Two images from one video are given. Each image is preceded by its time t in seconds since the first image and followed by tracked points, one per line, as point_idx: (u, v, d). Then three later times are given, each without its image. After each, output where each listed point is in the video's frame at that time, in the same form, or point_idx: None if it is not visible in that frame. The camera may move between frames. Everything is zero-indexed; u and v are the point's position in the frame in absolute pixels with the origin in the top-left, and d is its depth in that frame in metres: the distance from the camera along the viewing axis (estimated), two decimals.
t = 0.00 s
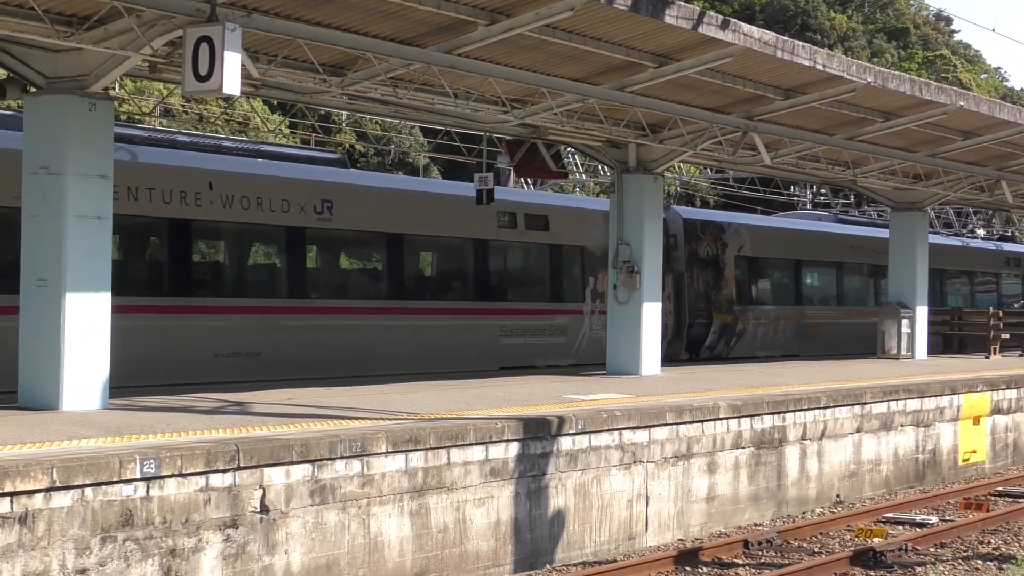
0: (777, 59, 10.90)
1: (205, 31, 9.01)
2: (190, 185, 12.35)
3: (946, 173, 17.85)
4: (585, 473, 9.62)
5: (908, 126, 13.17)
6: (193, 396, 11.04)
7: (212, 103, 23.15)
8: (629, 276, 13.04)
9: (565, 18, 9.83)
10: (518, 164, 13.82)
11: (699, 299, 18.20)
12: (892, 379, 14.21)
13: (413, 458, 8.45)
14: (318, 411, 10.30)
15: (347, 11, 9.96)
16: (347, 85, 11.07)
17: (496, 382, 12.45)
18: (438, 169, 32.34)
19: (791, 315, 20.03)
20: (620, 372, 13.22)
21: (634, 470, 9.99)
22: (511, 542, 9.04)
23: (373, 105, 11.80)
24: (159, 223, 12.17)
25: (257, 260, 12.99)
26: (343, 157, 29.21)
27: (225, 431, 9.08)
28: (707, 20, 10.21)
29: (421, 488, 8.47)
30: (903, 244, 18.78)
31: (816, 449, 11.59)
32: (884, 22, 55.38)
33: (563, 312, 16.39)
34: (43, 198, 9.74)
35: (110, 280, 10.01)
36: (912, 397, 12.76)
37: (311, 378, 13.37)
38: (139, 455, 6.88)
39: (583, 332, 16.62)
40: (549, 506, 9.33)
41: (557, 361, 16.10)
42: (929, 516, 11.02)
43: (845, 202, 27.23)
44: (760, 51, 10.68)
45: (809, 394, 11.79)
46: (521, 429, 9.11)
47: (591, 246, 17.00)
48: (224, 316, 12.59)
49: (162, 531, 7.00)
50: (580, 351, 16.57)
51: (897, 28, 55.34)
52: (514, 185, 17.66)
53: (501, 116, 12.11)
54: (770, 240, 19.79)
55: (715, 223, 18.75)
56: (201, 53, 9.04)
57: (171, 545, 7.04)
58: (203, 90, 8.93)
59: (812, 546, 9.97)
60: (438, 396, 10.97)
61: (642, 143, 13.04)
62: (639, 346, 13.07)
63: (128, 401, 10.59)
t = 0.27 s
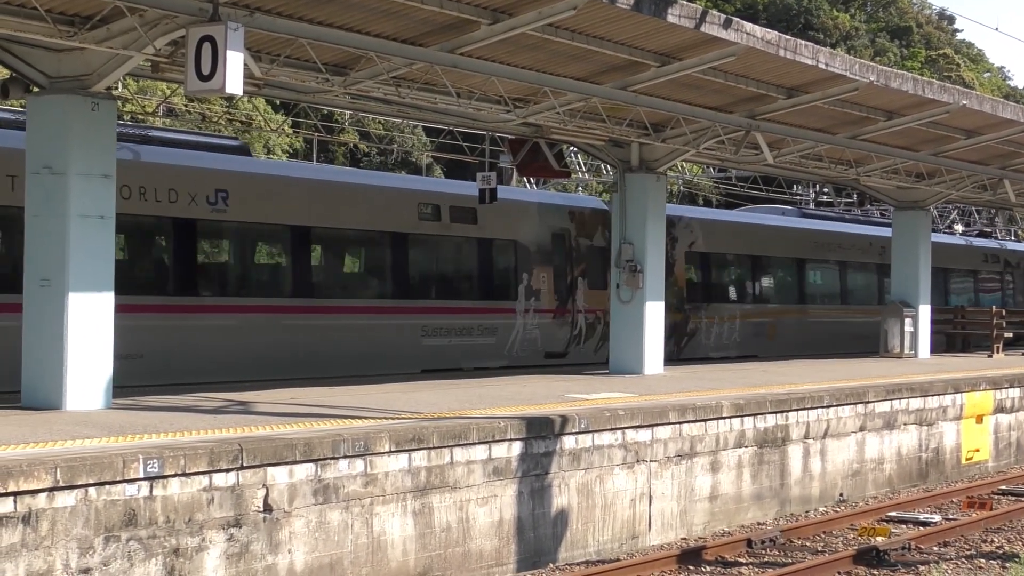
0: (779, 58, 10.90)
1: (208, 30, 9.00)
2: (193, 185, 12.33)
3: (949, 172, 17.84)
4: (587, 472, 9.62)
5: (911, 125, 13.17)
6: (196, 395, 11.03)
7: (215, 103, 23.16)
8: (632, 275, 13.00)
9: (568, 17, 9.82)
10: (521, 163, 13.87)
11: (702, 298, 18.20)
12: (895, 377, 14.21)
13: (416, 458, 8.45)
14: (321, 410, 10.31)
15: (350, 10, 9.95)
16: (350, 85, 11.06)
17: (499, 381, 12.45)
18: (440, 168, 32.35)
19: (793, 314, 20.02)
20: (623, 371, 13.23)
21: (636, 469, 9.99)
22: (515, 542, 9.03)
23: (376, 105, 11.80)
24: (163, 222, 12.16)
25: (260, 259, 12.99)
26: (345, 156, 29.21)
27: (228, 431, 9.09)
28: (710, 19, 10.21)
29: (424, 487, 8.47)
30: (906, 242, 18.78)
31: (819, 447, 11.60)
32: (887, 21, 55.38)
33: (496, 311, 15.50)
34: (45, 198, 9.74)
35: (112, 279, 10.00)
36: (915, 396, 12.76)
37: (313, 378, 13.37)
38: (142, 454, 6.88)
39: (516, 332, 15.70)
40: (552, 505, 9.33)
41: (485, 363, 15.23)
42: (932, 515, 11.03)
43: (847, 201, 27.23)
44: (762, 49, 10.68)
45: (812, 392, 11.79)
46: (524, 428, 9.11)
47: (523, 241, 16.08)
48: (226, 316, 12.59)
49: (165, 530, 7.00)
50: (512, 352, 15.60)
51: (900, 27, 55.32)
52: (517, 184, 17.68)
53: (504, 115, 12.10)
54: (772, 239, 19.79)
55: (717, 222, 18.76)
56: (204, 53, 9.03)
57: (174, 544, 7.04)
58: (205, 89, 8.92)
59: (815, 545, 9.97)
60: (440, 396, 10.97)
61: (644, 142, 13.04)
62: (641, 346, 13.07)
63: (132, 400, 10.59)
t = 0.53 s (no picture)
0: (782, 56, 10.89)
1: (210, 29, 8.99)
2: (196, 184, 12.34)
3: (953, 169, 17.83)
4: (591, 470, 9.62)
5: (914, 122, 13.16)
6: (199, 394, 11.04)
7: (218, 101, 23.18)
8: (635, 273, 13.01)
9: (571, 15, 9.81)
10: (524, 161, 13.85)
11: (705, 296, 18.19)
12: (899, 375, 14.21)
13: (419, 456, 8.45)
14: (325, 409, 10.31)
15: (352, 8, 9.94)
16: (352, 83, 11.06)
17: (502, 379, 12.45)
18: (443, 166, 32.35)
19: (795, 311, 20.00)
20: (626, 369, 13.23)
21: (640, 467, 9.98)
22: (518, 540, 9.04)
23: (378, 103, 11.80)
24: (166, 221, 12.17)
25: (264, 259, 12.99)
26: (348, 154, 29.22)
27: (231, 430, 9.09)
28: (713, 17, 10.20)
29: (427, 486, 8.47)
30: (909, 239, 18.77)
31: (822, 445, 11.60)
32: (889, 18, 55.34)
33: (414, 309, 14.43)
34: (48, 197, 9.74)
35: (116, 278, 10.00)
36: (918, 394, 12.76)
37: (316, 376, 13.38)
38: (145, 454, 6.88)
39: (438, 332, 14.68)
40: (556, 503, 9.33)
41: (405, 365, 14.22)
42: (935, 513, 11.03)
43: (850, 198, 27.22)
44: (765, 47, 10.66)
45: (815, 390, 11.78)
46: (527, 427, 9.12)
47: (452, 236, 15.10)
48: (228, 314, 12.57)
49: (169, 529, 7.00)
50: (433, 354, 14.56)
51: (903, 24, 55.27)
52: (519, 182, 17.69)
53: (507, 113, 12.09)
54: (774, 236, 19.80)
55: (720, 220, 18.78)
56: (206, 51, 9.02)
57: (178, 543, 7.04)
58: (208, 88, 8.91)
59: (818, 543, 9.98)
60: (443, 394, 10.97)
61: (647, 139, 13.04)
62: (644, 344, 13.07)
63: (135, 399, 10.59)
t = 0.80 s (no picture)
0: (785, 55, 10.89)
1: (213, 28, 8.99)
2: (198, 184, 12.34)
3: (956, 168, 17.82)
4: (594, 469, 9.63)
5: (917, 121, 13.16)
6: (202, 393, 11.04)
7: (222, 101, 23.18)
8: (638, 273, 13.01)
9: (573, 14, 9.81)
10: (527, 161, 13.84)
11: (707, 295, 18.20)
12: (902, 374, 14.21)
13: (422, 455, 8.45)
14: (328, 408, 10.32)
15: (355, 8, 9.95)
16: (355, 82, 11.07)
17: (505, 379, 12.45)
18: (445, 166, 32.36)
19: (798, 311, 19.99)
20: (629, 368, 13.25)
21: (643, 466, 9.98)
22: (521, 539, 9.04)
23: (381, 102, 11.81)
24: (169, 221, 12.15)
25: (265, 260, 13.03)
26: (351, 154, 29.24)
27: (235, 429, 9.09)
28: (715, 16, 10.21)
29: (430, 485, 8.47)
30: (912, 239, 18.76)
31: (825, 444, 11.60)
32: (893, 18, 55.34)
33: (319, 308, 13.50)
34: (51, 196, 9.75)
35: (118, 277, 10.01)
36: (921, 393, 12.76)
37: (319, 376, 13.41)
38: (148, 452, 6.88)
39: (348, 332, 13.77)
40: (559, 502, 9.33)
41: (305, 368, 13.28)
42: (938, 512, 11.02)
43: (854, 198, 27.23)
44: (768, 46, 10.67)
45: (819, 389, 11.77)
46: (530, 426, 9.12)
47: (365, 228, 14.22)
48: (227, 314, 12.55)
49: (172, 528, 7.01)
50: (342, 355, 13.67)
51: (907, 24, 55.27)
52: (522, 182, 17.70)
53: (509, 113, 12.10)
54: (776, 235, 19.81)
55: (722, 219, 18.79)
56: (209, 51, 9.02)
57: (181, 542, 7.05)
58: (211, 87, 8.92)
59: (822, 542, 9.97)
60: (446, 394, 10.97)
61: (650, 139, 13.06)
62: (647, 342, 13.09)
63: (139, 399, 10.60)
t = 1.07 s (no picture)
0: (788, 54, 10.88)
1: (217, 28, 8.99)
2: (198, 183, 12.61)
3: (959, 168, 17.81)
4: (597, 469, 9.63)
5: (920, 120, 13.15)
6: (206, 393, 11.05)
7: (226, 101, 23.20)
8: (641, 272, 13.03)
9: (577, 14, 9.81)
10: (531, 160, 13.83)
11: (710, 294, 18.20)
12: (905, 374, 14.20)
13: (426, 455, 8.46)
14: (332, 407, 10.32)
15: (359, 8, 9.95)
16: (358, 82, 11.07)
17: (509, 378, 12.45)
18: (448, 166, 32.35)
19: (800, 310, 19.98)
20: (633, 368, 13.27)
21: (646, 466, 9.98)
22: (524, 539, 9.04)
23: (383, 102, 11.82)
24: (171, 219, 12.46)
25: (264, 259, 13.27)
26: (355, 154, 29.23)
27: (238, 428, 9.09)
28: (719, 15, 10.20)
29: (434, 484, 8.48)
30: (915, 238, 18.77)
31: (829, 444, 11.59)
32: (896, 17, 55.29)
33: (212, 307, 12.70)
34: (55, 196, 9.75)
35: (122, 277, 10.01)
36: (925, 392, 12.74)
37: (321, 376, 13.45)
38: (152, 452, 6.88)
39: (242, 333, 12.93)
40: (562, 501, 9.34)
41: (192, 372, 12.48)
42: (942, 511, 11.01)
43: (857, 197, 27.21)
44: (771, 45, 10.66)
45: (822, 389, 11.76)
46: (533, 425, 9.13)
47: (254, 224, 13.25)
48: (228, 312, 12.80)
49: (176, 527, 7.01)
50: (232, 359, 12.80)
51: (910, 23, 55.22)
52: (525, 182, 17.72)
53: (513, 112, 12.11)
54: (778, 234, 19.81)
55: (724, 219, 18.80)
56: (212, 51, 9.02)
57: (184, 542, 7.05)
58: (215, 87, 8.93)
59: (825, 541, 9.97)
60: (450, 393, 10.97)
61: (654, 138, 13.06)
62: (651, 342, 13.10)
63: (142, 398, 10.60)
